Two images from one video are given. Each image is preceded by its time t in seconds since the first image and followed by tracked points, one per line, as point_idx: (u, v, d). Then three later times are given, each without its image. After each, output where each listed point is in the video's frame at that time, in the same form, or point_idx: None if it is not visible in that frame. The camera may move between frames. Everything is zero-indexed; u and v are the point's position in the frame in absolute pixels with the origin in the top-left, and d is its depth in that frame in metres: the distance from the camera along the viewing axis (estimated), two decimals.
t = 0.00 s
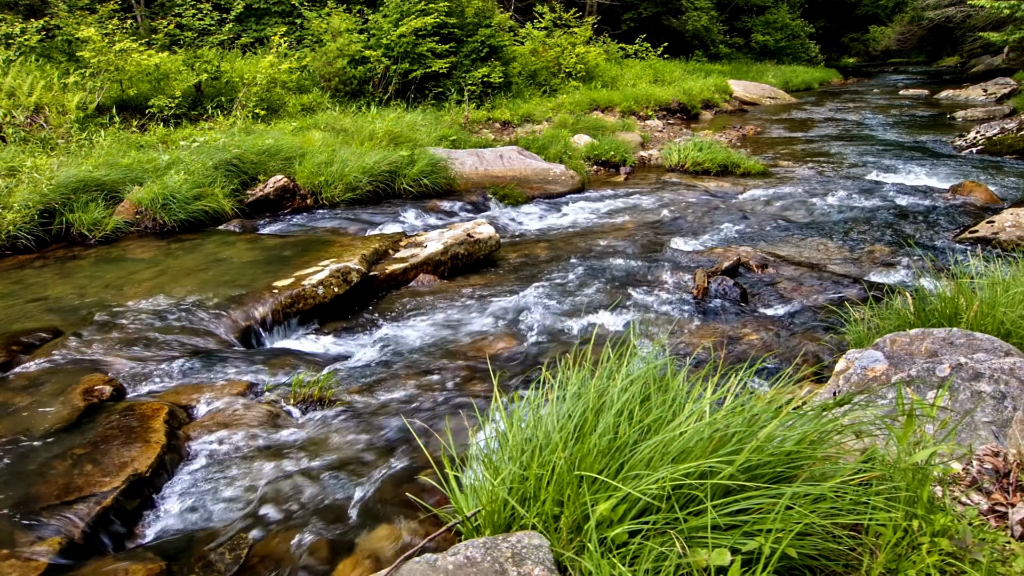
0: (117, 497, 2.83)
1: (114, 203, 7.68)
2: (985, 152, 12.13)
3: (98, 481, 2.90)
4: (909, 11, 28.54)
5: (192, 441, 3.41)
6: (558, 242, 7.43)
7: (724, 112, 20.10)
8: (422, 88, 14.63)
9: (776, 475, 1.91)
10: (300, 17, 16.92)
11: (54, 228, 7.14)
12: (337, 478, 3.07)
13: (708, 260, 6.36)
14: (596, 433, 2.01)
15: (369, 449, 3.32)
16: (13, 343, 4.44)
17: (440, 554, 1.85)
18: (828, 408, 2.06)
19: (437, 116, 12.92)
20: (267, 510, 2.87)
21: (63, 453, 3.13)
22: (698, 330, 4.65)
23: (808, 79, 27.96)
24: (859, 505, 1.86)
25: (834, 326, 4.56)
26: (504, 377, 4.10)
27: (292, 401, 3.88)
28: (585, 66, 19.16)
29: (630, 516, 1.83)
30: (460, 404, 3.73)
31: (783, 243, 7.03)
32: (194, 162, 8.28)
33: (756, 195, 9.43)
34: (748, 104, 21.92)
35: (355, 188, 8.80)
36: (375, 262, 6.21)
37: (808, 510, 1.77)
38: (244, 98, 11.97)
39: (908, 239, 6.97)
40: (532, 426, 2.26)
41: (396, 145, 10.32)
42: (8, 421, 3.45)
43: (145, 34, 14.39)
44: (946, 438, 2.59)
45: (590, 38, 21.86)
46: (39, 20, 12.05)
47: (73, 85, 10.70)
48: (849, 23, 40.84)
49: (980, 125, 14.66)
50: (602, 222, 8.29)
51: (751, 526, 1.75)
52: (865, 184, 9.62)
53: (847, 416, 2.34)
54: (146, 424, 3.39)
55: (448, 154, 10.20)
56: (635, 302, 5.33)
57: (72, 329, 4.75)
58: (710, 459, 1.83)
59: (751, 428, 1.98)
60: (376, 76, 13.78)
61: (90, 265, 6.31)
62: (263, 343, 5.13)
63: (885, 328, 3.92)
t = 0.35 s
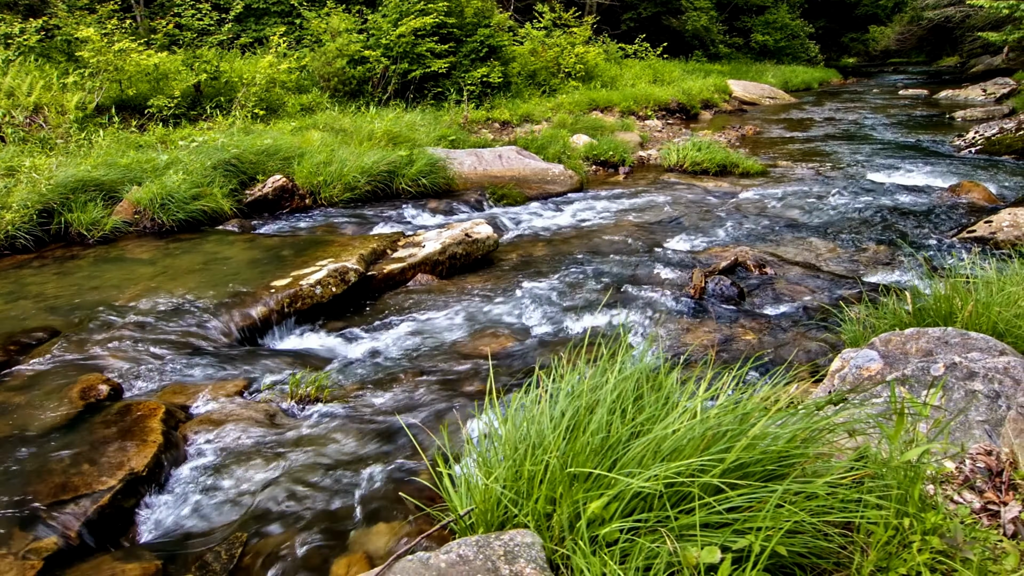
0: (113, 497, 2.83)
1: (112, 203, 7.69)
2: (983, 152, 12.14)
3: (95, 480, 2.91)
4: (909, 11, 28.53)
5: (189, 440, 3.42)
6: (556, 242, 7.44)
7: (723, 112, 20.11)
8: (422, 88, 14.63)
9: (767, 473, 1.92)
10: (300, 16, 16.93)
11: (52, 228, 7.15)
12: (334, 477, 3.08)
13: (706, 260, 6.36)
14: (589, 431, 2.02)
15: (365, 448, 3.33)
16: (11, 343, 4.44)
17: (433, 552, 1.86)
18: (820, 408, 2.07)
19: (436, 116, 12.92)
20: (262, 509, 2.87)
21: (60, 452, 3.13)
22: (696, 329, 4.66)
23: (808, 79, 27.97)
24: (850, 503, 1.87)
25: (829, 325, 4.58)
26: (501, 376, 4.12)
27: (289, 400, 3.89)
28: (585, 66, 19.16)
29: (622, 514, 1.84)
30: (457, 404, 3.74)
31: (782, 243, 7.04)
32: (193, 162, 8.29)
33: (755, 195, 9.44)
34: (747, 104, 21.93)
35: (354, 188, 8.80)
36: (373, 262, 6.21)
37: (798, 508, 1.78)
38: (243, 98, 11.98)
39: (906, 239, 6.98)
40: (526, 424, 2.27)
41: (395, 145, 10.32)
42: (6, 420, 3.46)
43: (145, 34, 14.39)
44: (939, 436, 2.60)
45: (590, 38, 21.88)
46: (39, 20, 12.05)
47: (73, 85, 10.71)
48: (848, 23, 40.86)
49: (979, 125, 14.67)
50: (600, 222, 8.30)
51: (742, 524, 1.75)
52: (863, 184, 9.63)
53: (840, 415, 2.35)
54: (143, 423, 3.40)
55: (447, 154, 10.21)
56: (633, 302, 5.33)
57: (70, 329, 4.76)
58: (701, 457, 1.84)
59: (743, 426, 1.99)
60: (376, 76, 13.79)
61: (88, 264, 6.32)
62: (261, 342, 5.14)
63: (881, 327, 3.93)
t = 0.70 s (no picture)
0: (110, 496, 2.84)
1: (111, 203, 7.70)
2: (982, 152, 12.14)
3: (92, 479, 2.91)
4: (908, 11, 28.52)
5: (187, 439, 3.43)
6: (554, 242, 7.45)
7: (723, 111, 20.11)
8: (421, 88, 14.62)
9: (760, 472, 1.93)
10: (299, 16, 16.93)
11: (51, 228, 7.16)
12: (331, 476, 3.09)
13: (704, 260, 6.37)
14: (582, 431, 2.03)
15: (362, 448, 3.34)
16: (10, 343, 4.45)
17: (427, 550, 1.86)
18: (814, 407, 2.08)
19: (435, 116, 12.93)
20: (259, 508, 2.88)
21: (57, 452, 3.14)
22: (693, 329, 4.66)
23: (807, 79, 27.98)
24: (842, 501, 1.88)
25: (826, 324, 4.58)
26: (498, 376, 4.12)
27: (287, 399, 3.89)
28: (585, 66, 19.17)
29: (615, 513, 1.85)
30: (454, 403, 3.74)
31: (780, 242, 7.04)
32: (192, 162, 8.29)
33: (754, 195, 9.44)
34: (747, 104, 21.93)
35: (353, 188, 8.80)
36: (371, 261, 6.22)
37: (790, 505, 1.79)
38: (242, 98, 11.98)
39: (904, 239, 6.98)
40: (520, 423, 2.27)
41: (394, 145, 10.32)
42: (4, 420, 3.47)
43: (144, 34, 14.39)
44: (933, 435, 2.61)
45: (590, 38, 21.89)
46: (38, 20, 12.06)
47: (72, 85, 10.71)
48: (848, 23, 40.89)
49: (978, 125, 14.65)
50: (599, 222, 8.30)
51: (734, 522, 1.76)
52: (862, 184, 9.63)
53: (834, 415, 2.37)
54: (140, 423, 3.40)
55: (446, 154, 10.21)
56: (631, 301, 5.34)
57: (69, 328, 4.77)
58: (694, 456, 1.85)
59: (735, 425, 2.00)
60: (375, 76, 13.79)
61: (87, 264, 6.33)
62: (259, 342, 5.15)
63: (878, 327, 3.94)
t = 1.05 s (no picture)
0: (107, 495, 2.85)
1: (110, 202, 7.70)
2: (982, 152, 12.13)
3: (89, 478, 2.92)
4: (908, 11, 28.52)
5: (184, 438, 3.44)
6: (553, 242, 7.45)
7: (722, 111, 20.12)
8: (420, 88, 14.62)
9: (753, 470, 1.93)
10: (299, 16, 16.94)
11: (50, 228, 7.17)
12: (327, 476, 3.09)
13: (702, 259, 6.38)
14: (576, 430, 2.04)
15: (359, 447, 3.35)
16: (8, 343, 4.46)
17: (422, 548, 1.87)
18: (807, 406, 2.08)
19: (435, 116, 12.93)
20: (256, 506, 2.90)
21: (54, 451, 3.15)
22: (690, 329, 4.66)
23: (807, 79, 27.98)
24: (835, 500, 1.89)
25: (823, 324, 4.59)
26: (495, 375, 4.13)
27: (284, 399, 3.90)
28: (584, 66, 19.18)
29: (608, 511, 1.85)
30: (451, 403, 3.75)
31: (778, 242, 7.04)
32: (191, 162, 8.30)
33: (753, 195, 9.45)
34: (747, 104, 21.93)
35: (352, 188, 8.81)
36: (370, 261, 6.23)
37: (782, 504, 1.80)
38: (242, 98, 11.98)
39: (903, 239, 6.98)
40: (515, 421, 2.28)
41: (393, 145, 10.33)
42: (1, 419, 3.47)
43: (143, 34, 14.39)
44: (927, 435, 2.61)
45: (589, 38, 21.89)
46: (37, 20, 12.06)
47: (71, 85, 10.72)
48: (848, 23, 40.90)
49: (978, 125, 14.64)
50: (597, 222, 8.30)
51: (726, 520, 1.77)
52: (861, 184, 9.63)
53: (828, 415, 2.38)
54: (137, 422, 3.41)
55: (445, 154, 10.21)
56: (630, 301, 5.34)
57: (68, 328, 4.78)
58: (686, 454, 1.85)
59: (728, 423, 2.01)
60: (374, 76, 13.80)
61: (85, 264, 6.34)
62: (257, 341, 5.16)
63: (874, 326, 3.94)
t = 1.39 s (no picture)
0: (104, 494, 2.85)
1: (109, 202, 7.71)
2: (981, 152, 12.13)
3: (86, 477, 2.92)
4: (908, 11, 28.50)
5: (182, 437, 3.45)
6: (551, 242, 7.46)
7: (721, 112, 20.12)
8: (420, 89, 14.63)
9: (746, 468, 1.94)
10: (298, 16, 16.94)
11: (49, 228, 7.18)
12: (324, 475, 3.10)
13: (701, 259, 6.38)
14: (570, 428, 2.04)
15: (356, 446, 3.36)
16: (5, 342, 4.47)
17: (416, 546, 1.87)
18: (799, 405, 2.09)
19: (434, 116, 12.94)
20: (253, 505, 2.90)
21: (51, 450, 3.15)
22: (688, 328, 4.67)
23: (807, 79, 27.97)
24: (827, 498, 1.90)
25: (819, 324, 4.60)
26: (493, 375, 4.14)
27: (282, 398, 3.91)
28: (583, 65, 19.17)
29: (601, 510, 1.86)
30: (448, 402, 3.75)
31: (776, 242, 7.04)
32: (190, 162, 8.30)
33: (751, 195, 9.45)
34: (746, 104, 21.93)
35: (350, 188, 8.82)
36: (368, 261, 6.24)
37: (774, 502, 1.80)
38: (241, 98, 11.98)
39: (901, 239, 6.99)
40: (510, 420, 2.28)
41: (392, 145, 10.33)
42: None
43: (143, 34, 14.40)
44: (922, 434, 2.63)
45: (589, 38, 21.90)
46: (37, 20, 12.07)
47: (71, 85, 10.73)
48: (847, 23, 40.90)
49: (977, 125, 14.64)
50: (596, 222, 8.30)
51: (718, 518, 1.78)
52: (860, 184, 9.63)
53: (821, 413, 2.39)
54: (135, 421, 3.42)
55: (444, 154, 10.22)
56: (627, 301, 5.35)
57: (66, 327, 4.78)
58: (679, 453, 1.86)
59: (721, 421, 2.01)
60: (374, 76, 13.80)
61: (84, 264, 6.34)
62: (254, 341, 5.16)
63: (870, 326, 3.95)
